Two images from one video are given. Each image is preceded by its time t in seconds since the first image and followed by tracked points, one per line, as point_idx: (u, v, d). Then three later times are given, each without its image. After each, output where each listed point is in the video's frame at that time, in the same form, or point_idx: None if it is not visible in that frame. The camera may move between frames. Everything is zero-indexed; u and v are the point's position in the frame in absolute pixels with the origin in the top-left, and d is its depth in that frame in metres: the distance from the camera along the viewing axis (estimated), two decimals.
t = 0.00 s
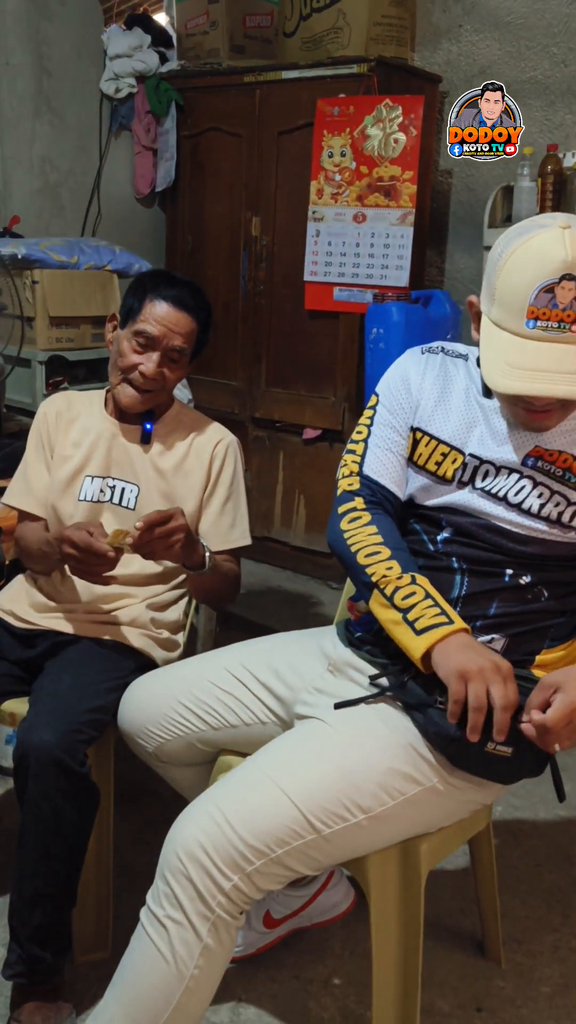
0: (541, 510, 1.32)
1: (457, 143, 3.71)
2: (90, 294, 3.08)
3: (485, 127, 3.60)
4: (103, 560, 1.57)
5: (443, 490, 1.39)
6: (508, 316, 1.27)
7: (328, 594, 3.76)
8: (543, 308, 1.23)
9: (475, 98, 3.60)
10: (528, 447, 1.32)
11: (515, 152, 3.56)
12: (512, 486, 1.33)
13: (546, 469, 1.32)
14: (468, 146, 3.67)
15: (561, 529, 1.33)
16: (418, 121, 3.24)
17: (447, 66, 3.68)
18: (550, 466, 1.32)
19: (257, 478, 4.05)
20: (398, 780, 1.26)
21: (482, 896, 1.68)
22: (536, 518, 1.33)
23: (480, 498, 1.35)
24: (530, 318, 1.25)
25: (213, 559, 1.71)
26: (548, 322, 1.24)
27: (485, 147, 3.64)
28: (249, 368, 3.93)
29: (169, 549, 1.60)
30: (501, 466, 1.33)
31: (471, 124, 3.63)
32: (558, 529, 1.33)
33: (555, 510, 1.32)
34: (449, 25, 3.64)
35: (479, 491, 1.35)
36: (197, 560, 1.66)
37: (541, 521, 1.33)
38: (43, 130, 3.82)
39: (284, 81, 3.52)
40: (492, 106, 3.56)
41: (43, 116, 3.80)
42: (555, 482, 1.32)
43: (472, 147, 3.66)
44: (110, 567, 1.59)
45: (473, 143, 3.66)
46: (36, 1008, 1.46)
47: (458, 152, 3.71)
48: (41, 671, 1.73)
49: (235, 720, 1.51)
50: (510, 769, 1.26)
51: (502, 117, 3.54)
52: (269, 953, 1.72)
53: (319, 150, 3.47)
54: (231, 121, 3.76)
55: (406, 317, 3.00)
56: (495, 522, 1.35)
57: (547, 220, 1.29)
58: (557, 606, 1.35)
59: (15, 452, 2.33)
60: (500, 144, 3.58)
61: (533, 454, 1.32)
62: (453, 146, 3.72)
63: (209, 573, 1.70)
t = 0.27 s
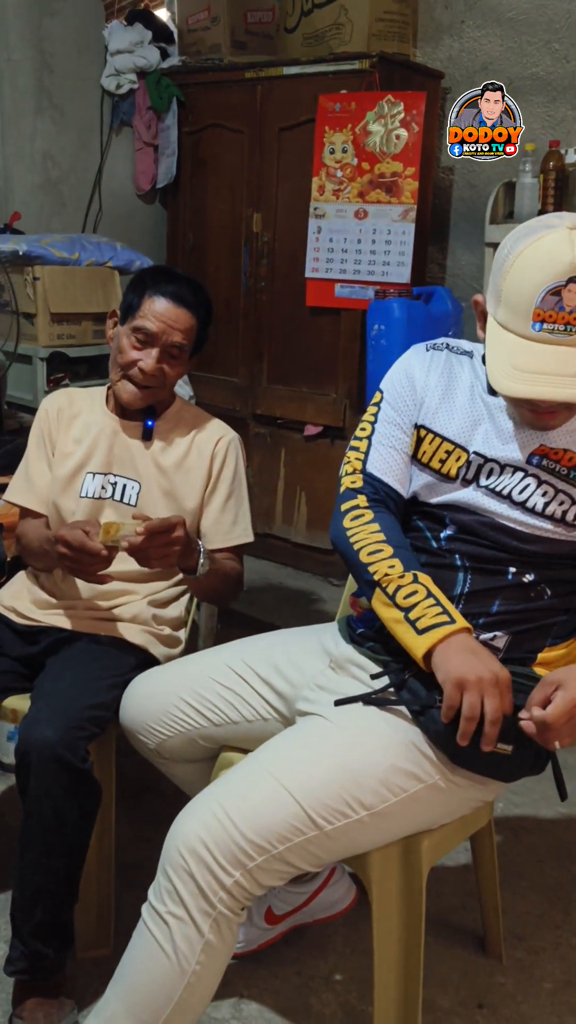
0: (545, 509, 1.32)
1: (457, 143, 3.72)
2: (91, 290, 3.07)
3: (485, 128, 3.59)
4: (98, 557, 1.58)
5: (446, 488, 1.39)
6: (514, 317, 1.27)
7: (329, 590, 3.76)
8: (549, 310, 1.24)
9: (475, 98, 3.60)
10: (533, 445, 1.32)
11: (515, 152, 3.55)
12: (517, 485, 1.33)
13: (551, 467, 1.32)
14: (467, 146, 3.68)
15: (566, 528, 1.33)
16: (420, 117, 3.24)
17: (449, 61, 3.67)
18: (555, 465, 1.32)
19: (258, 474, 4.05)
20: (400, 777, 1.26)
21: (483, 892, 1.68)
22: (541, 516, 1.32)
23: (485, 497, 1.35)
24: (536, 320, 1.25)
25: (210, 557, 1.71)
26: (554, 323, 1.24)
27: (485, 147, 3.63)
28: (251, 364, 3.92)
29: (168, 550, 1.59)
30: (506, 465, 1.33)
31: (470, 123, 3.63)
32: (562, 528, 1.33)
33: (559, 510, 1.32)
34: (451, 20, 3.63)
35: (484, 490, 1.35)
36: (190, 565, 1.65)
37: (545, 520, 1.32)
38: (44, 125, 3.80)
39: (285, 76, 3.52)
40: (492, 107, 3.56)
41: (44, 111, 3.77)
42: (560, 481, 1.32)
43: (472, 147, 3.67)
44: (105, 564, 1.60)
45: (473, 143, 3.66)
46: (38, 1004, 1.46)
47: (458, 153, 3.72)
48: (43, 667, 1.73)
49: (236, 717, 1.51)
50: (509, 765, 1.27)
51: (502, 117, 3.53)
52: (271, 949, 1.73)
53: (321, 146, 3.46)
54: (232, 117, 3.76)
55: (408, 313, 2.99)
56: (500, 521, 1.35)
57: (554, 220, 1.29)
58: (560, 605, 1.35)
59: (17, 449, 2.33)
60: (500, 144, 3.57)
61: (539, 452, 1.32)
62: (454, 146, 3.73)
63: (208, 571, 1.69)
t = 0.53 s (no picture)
0: (554, 503, 1.32)
1: (457, 143, 3.68)
2: (98, 286, 3.07)
3: (485, 127, 3.59)
4: (98, 558, 1.59)
5: (453, 484, 1.38)
6: (525, 312, 1.27)
7: (336, 586, 3.76)
8: (562, 306, 1.23)
9: (474, 98, 3.59)
10: (542, 440, 1.31)
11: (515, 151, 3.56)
12: (524, 480, 1.32)
13: (559, 462, 1.31)
14: (468, 146, 3.66)
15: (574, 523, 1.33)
16: (428, 112, 3.23)
17: (457, 56, 3.66)
18: (564, 460, 1.31)
19: (265, 470, 4.04)
20: (408, 774, 1.26)
21: (490, 889, 1.68)
22: (550, 511, 1.32)
23: (491, 493, 1.35)
24: (548, 315, 1.24)
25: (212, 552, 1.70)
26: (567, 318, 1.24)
27: (486, 147, 3.63)
28: (258, 360, 3.92)
29: (162, 560, 1.61)
30: (514, 460, 1.33)
31: (471, 123, 3.62)
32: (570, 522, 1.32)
33: (568, 503, 1.32)
34: (459, 15, 3.62)
35: (492, 485, 1.34)
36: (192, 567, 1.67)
37: (553, 514, 1.32)
38: (51, 121, 3.80)
39: (292, 71, 3.51)
40: (492, 107, 3.56)
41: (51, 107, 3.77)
42: (568, 476, 1.31)
43: (472, 147, 3.65)
44: (106, 566, 1.61)
45: (473, 143, 3.65)
46: (46, 999, 1.46)
47: (458, 153, 3.70)
48: (50, 663, 1.73)
49: (243, 713, 1.51)
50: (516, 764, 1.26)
51: (502, 117, 3.54)
52: (277, 945, 1.73)
53: (328, 141, 3.45)
54: (239, 112, 3.75)
55: (415, 309, 2.99)
56: (507, 516, 1.34)
57: (564, 215, 1.28)
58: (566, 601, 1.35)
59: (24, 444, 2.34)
60: (500, 144, 3.58)
61: (548, 447, 1.31)
62: (453, 146, 3.69)
63: (213, 571, 1.69)
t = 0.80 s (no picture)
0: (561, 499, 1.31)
1: (457, 143, 3.63)
2: (103, 282, 3.07)
3: (485, 127, 3.58)
4: (102, 558, 1.60)
5: (460, 481, 1.38)
6: (526, 302, 1.26)
7: (341, 583, 3.76)
8: (562, 294, 1.23)
9: (474, 99, 3.57)
10: (549, 436, 1.31)
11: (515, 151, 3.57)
12: (531, 475, 1.32)
13: (566, 457, 1.31)
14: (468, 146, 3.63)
15: None
16: (433, 107, 3.22)
17: (463, 50, 3.64)
18: (571, 455, 1.31)
19: (270, 467, 4.04)
20: (413, 770, 1.26)
21: (496, 885, 1.68)
22: (556, 506, 1.32)
23: (498, 488, 1.35)
24: (549, 304, 1.24)
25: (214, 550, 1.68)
26: (567, 307, 1.23)
27: (484, 148, 3.62)
28: (263, 356, 3.92)
29: (162, 559, 1.60)
30: (521, 456, 1.32)
31: (471, 123, 3.59)
32: None
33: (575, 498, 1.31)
34: (465, 10, 3.61)
35: (499, 480, 1.34)
36: (191, 566, 1.67)
37: (560, 508, 1.32)
38: (56, 116, 3.80)
39: (298, 67, 3.51)
40: (493, 107, 3.55)
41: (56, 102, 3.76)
42: None
43: (472, 147, 3.63)
44: (109, 566, 1.62)
45: (473, 144, 3.63)
46: (51, 993, 1.47)
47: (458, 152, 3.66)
48: (55, 659, 1.73)
49: (249, 709, 1.51)
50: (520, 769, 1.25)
51: (502, 117, 3.55)
52: (283, 941, 1.73)
53: (334, 137, 3.44)
54: (244, 107, 3.75)
55: (421, 305, 2.98)
56: (513, 512, 1.34)
57: (565, 208, 1.28)
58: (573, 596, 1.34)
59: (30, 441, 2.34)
60: (500, 144, 3.59)
61: (555, 442, 1.31)
62: (453, 147, 3.64)
63: (213, 569, 1.68)
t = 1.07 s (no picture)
0: (560, 494, 1.31)
1: (457, 143, 3.64)
2: (104, 279, 3.07)
3: (485, 127, 3.58)
4: (100, 554, 1.60)
5: (459, 477, 1.38)
6: (512, 289, 1.28)
7: (341, 580, 3.76)
8: (545, 279, 1.24)
9: (475, 98, 3.57)
10: (546, 432, 1.31)
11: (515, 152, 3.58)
12: (529, 472, 1.32)
13: (565, 453, 1.31)
14: (468, 146, 3.64)
15: None
16: (434, 104, 3.21)
17: (464, 47, 3.64)
18: (569, 451, 1.31)
19: (270, 464, 4.04)
20: (413, 767, 1.26)
21: (495, 882, 1.68)
22: (555, 502, 1.32)
23: (497, 485, 1.34)
24: (532, 289, 1.25)
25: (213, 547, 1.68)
26: (550, 292, 1.24)
27: (485, 148, 3.62)
28: (263, 353, 3.92)
29: (160, 558, 1.60)
30: (519, 452, 1.32)
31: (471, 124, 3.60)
32: None
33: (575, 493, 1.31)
34: (465, 5, 3.60)
35: (498, 476, 1.34)
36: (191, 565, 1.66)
37: (560, 504, 1.32)
38: (57, 113, 3.79)
39: (298, 63, 3.50)
40: (492, 106, 3.55)
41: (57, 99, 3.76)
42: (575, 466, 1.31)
43: (472, 147, 3.63)
44: (107, 563, 1.62)
45: (473, 143, 3.63)
46: (51, 989, 1.47)
47: (458, 152, 3.66)
48: (55, 655, 1.73)
49: (248, 706, 1.51)
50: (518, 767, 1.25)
51: (502, 117, 3.55)
52: (283, 937, 1.73)
53: (334, 133, 3.44)
54: (244, 104, 3.74)
55: (421, 302, 2.98)
56: (513, 508, 1.34)
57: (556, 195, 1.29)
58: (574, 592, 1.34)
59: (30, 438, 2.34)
60: (500, 144, 3.59)
61: (552, 439, 1.31)
62: (453, 146, 3.63)
63: (213, 565, 1.67)
